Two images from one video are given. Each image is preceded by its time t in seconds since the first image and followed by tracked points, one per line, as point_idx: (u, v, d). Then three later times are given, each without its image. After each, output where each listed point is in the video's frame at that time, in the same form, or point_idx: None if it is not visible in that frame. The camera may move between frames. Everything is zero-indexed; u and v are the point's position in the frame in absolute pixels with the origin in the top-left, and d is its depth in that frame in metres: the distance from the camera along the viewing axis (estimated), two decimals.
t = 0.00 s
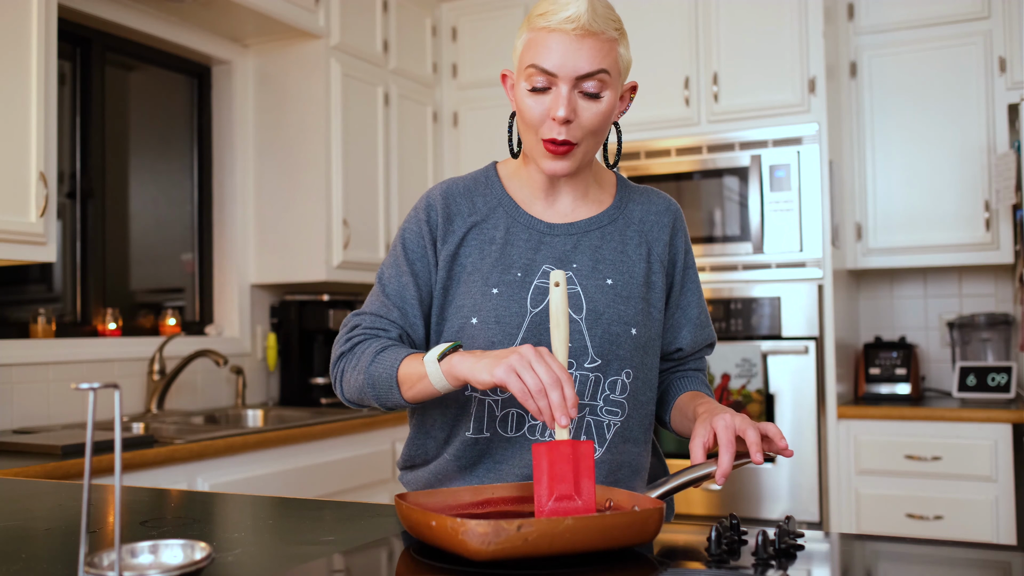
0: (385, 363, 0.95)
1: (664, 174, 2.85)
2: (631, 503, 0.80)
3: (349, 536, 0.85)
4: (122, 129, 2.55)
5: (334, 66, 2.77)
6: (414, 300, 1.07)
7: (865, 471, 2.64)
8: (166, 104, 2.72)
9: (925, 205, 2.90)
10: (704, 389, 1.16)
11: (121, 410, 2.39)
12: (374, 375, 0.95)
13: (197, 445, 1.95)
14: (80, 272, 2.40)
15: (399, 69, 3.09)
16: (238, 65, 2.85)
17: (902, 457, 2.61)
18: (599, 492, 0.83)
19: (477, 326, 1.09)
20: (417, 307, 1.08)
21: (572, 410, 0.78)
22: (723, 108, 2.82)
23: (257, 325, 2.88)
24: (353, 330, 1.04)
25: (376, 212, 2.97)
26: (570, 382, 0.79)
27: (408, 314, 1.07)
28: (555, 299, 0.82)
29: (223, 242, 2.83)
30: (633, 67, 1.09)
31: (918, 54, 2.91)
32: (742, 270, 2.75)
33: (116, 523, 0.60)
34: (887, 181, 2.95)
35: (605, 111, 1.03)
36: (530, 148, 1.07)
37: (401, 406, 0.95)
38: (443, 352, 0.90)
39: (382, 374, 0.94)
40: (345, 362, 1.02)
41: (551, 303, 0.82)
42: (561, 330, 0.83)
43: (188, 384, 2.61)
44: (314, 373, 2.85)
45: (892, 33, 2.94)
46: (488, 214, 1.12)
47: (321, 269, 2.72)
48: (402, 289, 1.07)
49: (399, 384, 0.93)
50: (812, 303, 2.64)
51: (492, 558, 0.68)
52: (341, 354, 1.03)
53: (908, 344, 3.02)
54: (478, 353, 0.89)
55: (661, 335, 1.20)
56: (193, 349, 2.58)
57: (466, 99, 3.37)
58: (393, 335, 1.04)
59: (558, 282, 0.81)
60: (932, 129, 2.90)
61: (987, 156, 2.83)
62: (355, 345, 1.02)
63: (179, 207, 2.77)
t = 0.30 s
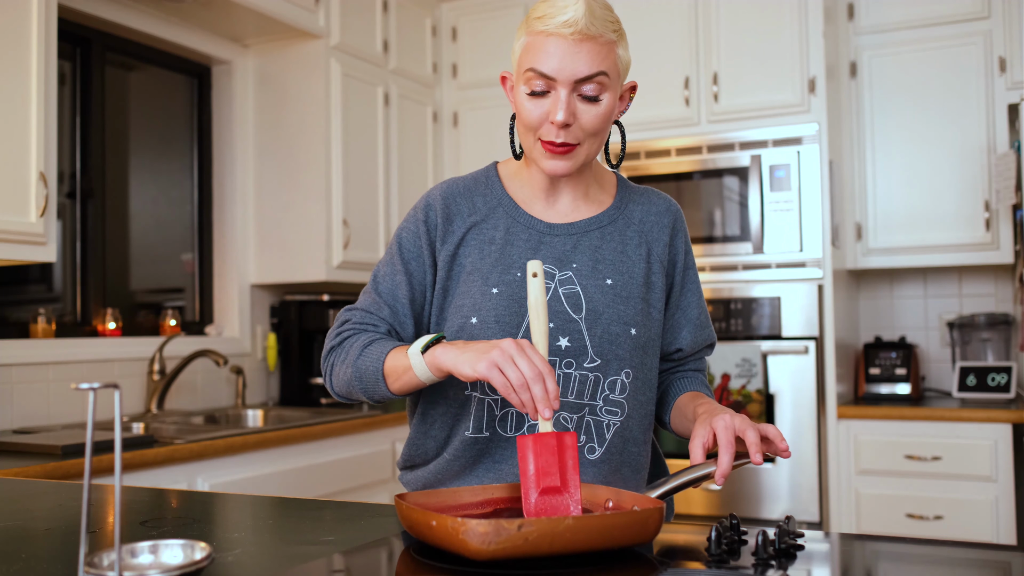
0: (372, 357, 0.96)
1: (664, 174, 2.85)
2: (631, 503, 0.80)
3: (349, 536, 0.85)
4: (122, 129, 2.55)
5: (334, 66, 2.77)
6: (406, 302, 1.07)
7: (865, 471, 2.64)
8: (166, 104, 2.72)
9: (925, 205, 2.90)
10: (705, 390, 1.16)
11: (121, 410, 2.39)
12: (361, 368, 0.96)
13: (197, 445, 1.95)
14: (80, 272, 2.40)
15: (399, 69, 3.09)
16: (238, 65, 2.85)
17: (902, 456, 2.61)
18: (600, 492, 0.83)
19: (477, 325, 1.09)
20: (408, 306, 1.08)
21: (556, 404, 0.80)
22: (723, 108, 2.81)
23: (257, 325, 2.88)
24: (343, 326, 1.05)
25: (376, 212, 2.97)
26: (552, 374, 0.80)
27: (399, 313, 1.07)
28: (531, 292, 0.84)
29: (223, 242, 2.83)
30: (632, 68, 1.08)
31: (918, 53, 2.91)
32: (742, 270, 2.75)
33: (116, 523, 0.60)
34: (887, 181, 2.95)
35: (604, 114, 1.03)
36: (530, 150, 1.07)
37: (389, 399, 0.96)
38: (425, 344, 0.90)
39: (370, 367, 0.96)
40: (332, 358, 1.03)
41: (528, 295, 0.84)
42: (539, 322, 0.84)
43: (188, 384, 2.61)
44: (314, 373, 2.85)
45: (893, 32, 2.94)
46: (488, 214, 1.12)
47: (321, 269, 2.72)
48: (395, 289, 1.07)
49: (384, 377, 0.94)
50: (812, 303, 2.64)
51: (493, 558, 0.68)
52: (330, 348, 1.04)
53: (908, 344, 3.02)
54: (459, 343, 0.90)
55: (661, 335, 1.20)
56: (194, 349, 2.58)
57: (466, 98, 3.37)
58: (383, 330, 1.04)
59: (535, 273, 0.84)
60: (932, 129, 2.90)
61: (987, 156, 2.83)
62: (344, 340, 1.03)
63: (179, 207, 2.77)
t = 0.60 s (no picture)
0: (356, 351, 0.98)
1: (664, 174, 2.85)
2: (630, 503, 0.80)
3: (349, 536, 0.85)
4: (122, 129, 2.55)
5: (334, 66, 2.77)
6: (402, 300, 1.07)
7: (865, 471, 2.64)
8: (166, 104, 2.72)
9: (925, 206, 2.90)
10: (704, 390, 1.16)
11: (122, 410, 2.39)
12: (347, 363, 0.98)
13: (197, 445, 1.95)
14: (80, 272, 2.40)
15: (399, 69, 3.09)
16: (238, 65, 2.85)
17: (902, 456, 2.61)
18: (600, 492, 0.83)
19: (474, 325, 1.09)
20: (405, 306, 1.07)
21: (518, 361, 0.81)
22: (724, 108, 2.81)
23: (257, 324, 2.88)
24: (341, 326, 1.05)
25: (376, 212, 2.97)
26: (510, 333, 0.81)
27: (393, 310, 1.06)
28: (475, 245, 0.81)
29: (223, 242, 2.83)
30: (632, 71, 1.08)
31: (918, 53, 2.91)
32: (742, 270, 2.75)
33: (116, 523, 0.60)
34: (887, 181, 2.95)
35: (604, 118, 1.03)
36: (530, 154, 1.07)
37: (378, 392, 0.97)
38: (389, 334, 0.93)
39: (352, 362, 0.97)
40: (329, 363, 1.04)
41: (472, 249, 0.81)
42: (489, 271, 0.82)
43: (188, 384, 2.61)
44: (314, 373, 2.85)
45: (893, 32, 2.94)
46: (487, 215, 1.12)
47: (321, 269, 2.72)
48: (391, 290, 1.07)
49: (367, 370, 0.96)
50: (812, 303, 2.64)
51: (492, 558, 0.68)
52: (330, 350, 1.04)
53: (908, 344, 3.02)
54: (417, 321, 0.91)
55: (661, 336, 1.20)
56: (194, 349, 2.58)
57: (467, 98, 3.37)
58: (377, 327, 1.03)
59: (474, 224, 0.81)
60: (932, 129, 2.90)
61: (987, 156, 2.83)
62: (341, 339, 1.03)
63: (179, 207, 2.77)
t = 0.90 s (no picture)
0: (361, 363, 0.96)
1: (664, 174, 2.85)
2: (630, 503, 0.80)
3: (349, 536, 0.85)
4: (122, 129, 2.55)
5: (334, 66, 2.77)
6: (407, 304, 1.06)
7: (865, 471, 2.64)
8: (166, 104, 2.72)
9: (925, 206, 2.90)
10: (703, 389, 1.16)
11: (122, 410, 2.39)
12: (354, 376, 0.97)
13: (197, 445, 1.95)
14: (80, 272, 2.40)
15: (399, 69, 3.09)
16: (238, 65, 2.85)
17: (902, 457, 2.61)
18: (599, 491, 0.83)
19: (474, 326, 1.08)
20: (410, 311, 1.07)
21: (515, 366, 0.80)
22: (724, 108, 2.81)
23: (257, 324, 2.88)
24: (347, 335, 1.04)
25: (376, 212, 2.97)
26: (503, 341, 0.81)
27: (398, 314, 1.06)
28: (453, 252, 0.81)
29: (223, 242, 2.83)
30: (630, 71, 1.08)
31: (918, 53, 2.91)
32: (742, 270, 2.75)
33: (116, 523, 0.60)
34: (887, 180, 2.95)
35: (602, 117, 1.03)
36: (530, 155, 1.07)
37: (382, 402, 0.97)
38: (388, 352, 0.92)
39: (358, 373, 0.96)
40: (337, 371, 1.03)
41: (452, 257, 0.81)
42: (472, 277, 0.81)
43: (188, 384, 2.61)
44: (314, 373, 2.85)
45: (893, 32, 2.94)
46: (486, 215, 1.12)
47: (321, 269, 2.72)
48: (395, 293, 1.07)
49: (372, 383, 0.95)
50: (812, 303, 2.64)
51: (493, 558, 0.68)
52: (337, 359, 1.02)
53: (908, 344, 3.02)
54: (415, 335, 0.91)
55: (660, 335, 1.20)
56: (194, 349, 2.58)
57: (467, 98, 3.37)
58: (382, 334, 1.02)
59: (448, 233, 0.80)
60: (931, 129, 2.90)
61: (987, 156, 2.83)
62: (348, 348, 1.01)
63: (179, 207, 2.77)
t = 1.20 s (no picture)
0: (371, 384, 0.97)
1: (664, 174, 2.85)
2: (630, 501, 0.80)
3: (349, 536, 0.85)
4: (122, 129, 2.55)
5: (334, 66, 2.77)
6: (411, 310, 1.08)
7: (865, 471, 2.64)
8: (165, 104, 2.72)
9: (925, 206, 2.90)
10: (704, 386, 1.16)
11: (121, 410, 2.39)
12: (364, 395, 0.98)
13: (197, 445, 1.95)
14: (80, 272, 2.40)
15: (399, 69, 3.09)
16: (238, 65, 2.85)
17: (902, 456, 2.61)
18: (600, 490, 0.83)
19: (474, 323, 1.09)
20: (414, 317, 1.08)
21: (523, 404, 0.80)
22: (724, 108, 2.81)
23: (257, 324, 2.88)
24: (353, 346, 1.07)
25: (376, 212, 2.97)
26: (509, 380, 0.80)
27: (403, 323, 1.08)
28: (455, 300, 0.79)
29: (223, 242, 2.83)
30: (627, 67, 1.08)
31: (918, 53, 2.91)
32: (742, 270, 2.75)
33: (116, 523, 0.60)
34: (887, 181, 2.95)
35: (598, 111, 1.03)
36: (526, 151, 1.07)
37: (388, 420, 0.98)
38: (398, 385, 0.91)
39: (369, 395, 0.97)
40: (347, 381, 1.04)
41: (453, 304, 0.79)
42: (473, 318, 0.79)
43: (188, 384, 2.61)
44: (314, 373, 2.85)
45: (893, 32, 2.94)
46: (486, 213, 1.12)
47: (321, 269, 2.72)
48: (400, 300, 1.08)
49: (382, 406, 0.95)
50: (812, 303, 2.64)
51: (492, 559, 0.68)
52: (345, 371, 1.05)
53: (908, 343, 3.02)
54: (425, 370, 0.91)
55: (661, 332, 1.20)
56: (193, 349, 2.58)
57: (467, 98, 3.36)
58: (387, 347, 1.05)
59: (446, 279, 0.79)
60: (932, 128, 2.90)
61: (987, 156, 2.83)
62: (356, 361, 1.04)
63: (179, 207, 2.77)
